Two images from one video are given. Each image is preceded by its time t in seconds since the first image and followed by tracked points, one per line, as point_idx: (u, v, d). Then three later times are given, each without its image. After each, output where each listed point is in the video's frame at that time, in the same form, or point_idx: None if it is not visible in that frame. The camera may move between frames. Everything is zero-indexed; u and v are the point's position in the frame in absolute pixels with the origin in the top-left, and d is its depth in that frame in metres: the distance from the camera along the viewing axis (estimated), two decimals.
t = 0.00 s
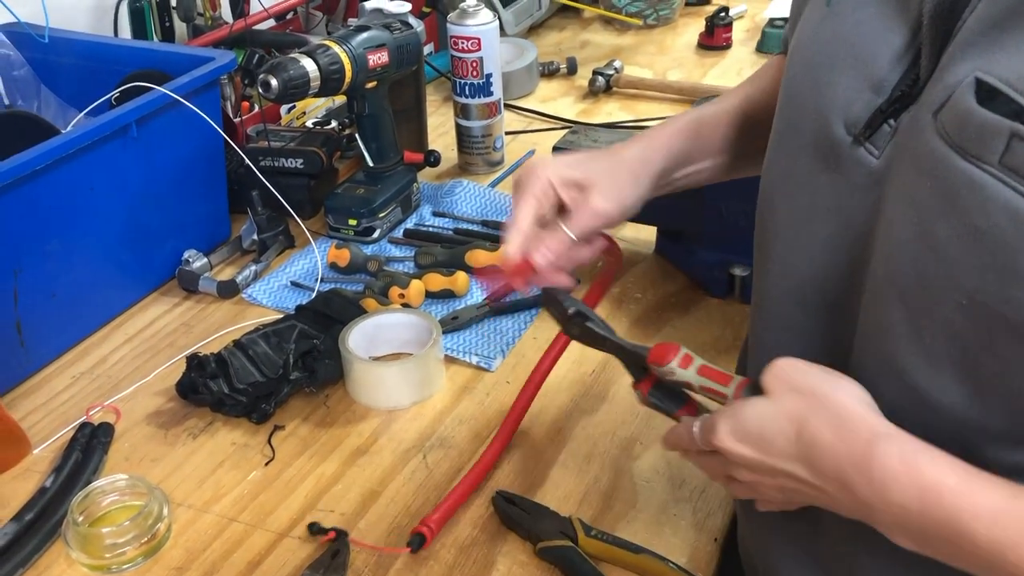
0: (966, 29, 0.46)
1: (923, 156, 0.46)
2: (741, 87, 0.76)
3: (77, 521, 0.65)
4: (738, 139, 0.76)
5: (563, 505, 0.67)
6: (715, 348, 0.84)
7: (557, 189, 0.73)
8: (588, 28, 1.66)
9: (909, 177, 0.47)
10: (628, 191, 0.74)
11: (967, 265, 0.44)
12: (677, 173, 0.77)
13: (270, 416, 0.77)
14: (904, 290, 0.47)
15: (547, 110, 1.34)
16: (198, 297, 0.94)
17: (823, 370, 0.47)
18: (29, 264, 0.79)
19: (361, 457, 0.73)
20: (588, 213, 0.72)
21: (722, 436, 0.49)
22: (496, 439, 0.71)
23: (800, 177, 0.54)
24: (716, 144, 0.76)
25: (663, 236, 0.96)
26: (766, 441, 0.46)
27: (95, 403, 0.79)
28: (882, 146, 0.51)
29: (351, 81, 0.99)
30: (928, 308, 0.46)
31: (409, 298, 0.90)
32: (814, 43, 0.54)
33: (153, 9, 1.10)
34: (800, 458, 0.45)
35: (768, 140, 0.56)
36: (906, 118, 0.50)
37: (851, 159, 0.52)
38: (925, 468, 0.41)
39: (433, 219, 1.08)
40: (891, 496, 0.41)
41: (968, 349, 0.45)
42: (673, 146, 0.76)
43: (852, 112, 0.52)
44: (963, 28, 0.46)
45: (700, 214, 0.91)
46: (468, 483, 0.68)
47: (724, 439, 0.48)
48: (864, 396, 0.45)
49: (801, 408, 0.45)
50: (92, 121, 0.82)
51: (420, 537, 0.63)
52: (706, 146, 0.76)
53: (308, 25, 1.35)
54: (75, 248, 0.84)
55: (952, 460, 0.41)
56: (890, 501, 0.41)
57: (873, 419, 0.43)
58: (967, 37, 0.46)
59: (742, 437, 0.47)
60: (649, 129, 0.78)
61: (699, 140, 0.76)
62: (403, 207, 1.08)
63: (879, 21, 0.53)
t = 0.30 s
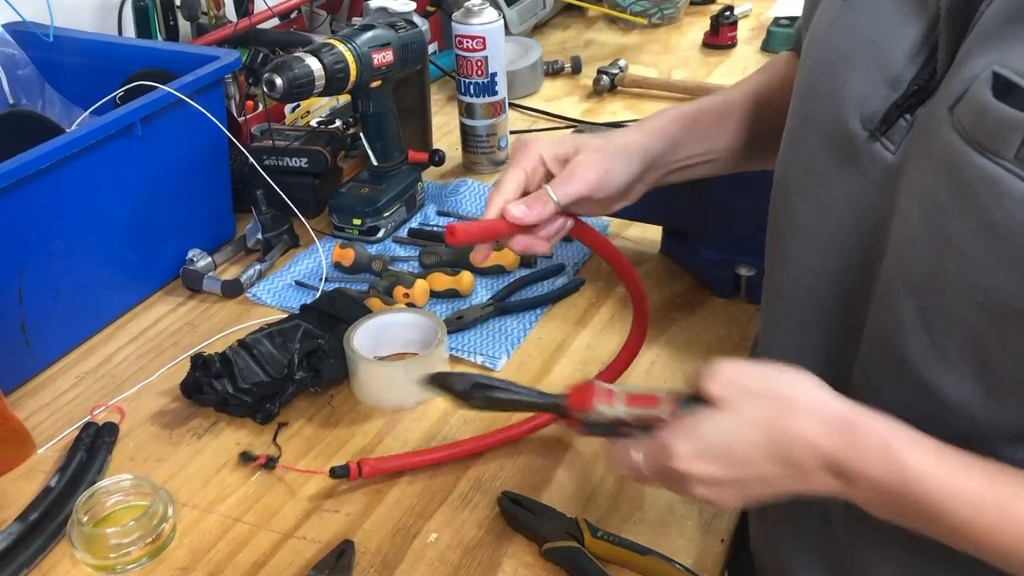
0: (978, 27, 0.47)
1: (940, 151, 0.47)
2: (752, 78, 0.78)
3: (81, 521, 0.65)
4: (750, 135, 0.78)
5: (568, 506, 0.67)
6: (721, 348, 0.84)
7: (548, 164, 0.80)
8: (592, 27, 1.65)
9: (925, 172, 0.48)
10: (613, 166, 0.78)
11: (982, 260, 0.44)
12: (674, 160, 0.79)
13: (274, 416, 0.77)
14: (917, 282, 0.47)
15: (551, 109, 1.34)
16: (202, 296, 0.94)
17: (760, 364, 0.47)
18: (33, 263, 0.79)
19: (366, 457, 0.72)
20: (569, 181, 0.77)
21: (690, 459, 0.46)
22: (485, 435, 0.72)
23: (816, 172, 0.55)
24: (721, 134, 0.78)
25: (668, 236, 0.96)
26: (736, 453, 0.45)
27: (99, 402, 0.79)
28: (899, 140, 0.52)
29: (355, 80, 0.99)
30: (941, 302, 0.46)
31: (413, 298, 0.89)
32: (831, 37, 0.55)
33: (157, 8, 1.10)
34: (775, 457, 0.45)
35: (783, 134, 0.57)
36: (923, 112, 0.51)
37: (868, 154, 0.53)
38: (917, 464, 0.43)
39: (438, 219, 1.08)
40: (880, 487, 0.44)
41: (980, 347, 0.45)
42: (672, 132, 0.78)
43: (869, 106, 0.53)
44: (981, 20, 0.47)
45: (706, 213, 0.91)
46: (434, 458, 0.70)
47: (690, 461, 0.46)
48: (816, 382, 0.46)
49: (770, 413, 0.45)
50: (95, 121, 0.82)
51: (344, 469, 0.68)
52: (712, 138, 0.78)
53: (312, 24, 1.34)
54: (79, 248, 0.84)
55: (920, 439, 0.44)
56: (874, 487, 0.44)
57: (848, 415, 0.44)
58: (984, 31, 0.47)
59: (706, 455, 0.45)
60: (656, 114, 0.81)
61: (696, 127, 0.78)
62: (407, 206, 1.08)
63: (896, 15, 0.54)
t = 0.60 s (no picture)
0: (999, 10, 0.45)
1: (939, 145, 0.46)
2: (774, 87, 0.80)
3: (85, 521, 0.65)
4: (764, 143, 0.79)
5: (573, 505, 0.67)
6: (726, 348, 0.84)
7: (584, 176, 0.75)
8: (595, 26, 1.65)
9: (926, 167, 0.47)
10: (652, 197, 0.75)
11: (978, 255, 0.44)
12: (704, 178, 0.79)
13: (278, 415, 0.77)
14: (916, 276, 0.48)
15: (555, 108, 1.34)
16: (205, 296, 0.94)
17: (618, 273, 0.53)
18: (36, 262, 0.79)
19: (371, 456, 0.72)
20: (610, 212, 0.73)
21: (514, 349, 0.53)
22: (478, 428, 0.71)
23: (829, 164, 0.57)
24: (744, 147, 0.78)
25: (672, 235, 0.96)
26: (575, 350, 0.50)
27: (102, 402, 0.79)
28: (911, 138, 0.54)
29: (359, 79, 0.99)
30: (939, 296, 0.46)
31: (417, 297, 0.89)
32: (846, 29, 0.55)
33: (160, 6, 1.10)
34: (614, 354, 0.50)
35: (799, 124, 0.58)
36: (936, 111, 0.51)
37: (881, 149, 0.54)
38: (735, 362, 0.48)
39: (441, 218, 1.08)
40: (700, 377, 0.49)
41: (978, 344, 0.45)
42: (707, 149, 0.77)
43: (884, 102, 0.54)
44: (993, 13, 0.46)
45: (710, 212, 0.90)
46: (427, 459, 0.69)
47: (523, 367, 0.50)
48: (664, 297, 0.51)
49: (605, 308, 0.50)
50: (98, 120, 0.81)
51: (351, 487, 0.67)
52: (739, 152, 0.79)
53: (315, 23, 1.34)
54: (82, 247, 0.83)
55: (756, 351, 0.48)
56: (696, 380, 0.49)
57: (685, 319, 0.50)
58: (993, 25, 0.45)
59: (548, 362, 0.50)
60: (684, 129, 0.79)
61: (730, 145, 0.78)
62: (411, 205, 1.07)
63: (911, 9, 0.54)
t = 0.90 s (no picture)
0: (983, 14, 0.46)
1: (931, 138, 0.46)
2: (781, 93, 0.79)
3: (88, 521, 0.65)
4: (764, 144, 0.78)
5: (576, 505, 0.67)
6: (730, 347, 0.84)
7: (585, 182, 0.75)
8: (597, 24, 1.65)
9: (918, 161, 0.48)
10: (658, 189, 0.76)
11: (964, 249, 0.44)
12: (706, 177, 0.79)
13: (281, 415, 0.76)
14: (908, 269, 0.48)
15: (557, 107, 1.34)
16: (207, 295, 0.93)
17: (579, 318, 0.53)
18: (37, 261, 0.79)
19: (373, 456, 0.72)
20: (613, 206, 0.75)
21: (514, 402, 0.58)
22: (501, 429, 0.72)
23: (824, 159, 0.57)
24: (744, 147, 0.78)
25: (675, 235, 0.96)
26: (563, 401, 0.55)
27: (104, 401, 0.78)
28: (906, 132, 0.54)
29: (361, 78, 0.98)
30: (929, 289, 0.46)
31: (419, 296, 0.89)
32: (844, 24, 0.55)
33: (162, 5, 1.10)
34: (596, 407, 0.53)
35: (797, 120, 0.58)
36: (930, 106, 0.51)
37: (875, 143, 0.54)
38: (693, 411, 0.48)
39: (443, 217, 1.08)
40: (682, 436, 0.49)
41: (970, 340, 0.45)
42: (706, 149, 0.78)
43: (880, 96, 0.54)
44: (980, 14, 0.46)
45: (713, 211, 0.90)
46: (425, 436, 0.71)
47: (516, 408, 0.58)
48: (617, 346, 0.51)
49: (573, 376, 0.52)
50: (102, 118, 0.81)
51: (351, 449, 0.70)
52: (741, 152, 0.78)
53: (316, 21, 1.34)
54: (84, 246, 0.83)
55: (720, 400, 0.48)
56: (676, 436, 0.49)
57: (644, 369, 0.50)
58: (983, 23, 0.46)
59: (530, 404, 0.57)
60: (683, 132, 0.80)
61: (730, 145, 0.78)
62: (412, 205, 1.07)
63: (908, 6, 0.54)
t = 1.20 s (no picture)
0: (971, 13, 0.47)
1: (923, 138, 0.46)
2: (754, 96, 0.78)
3: (91, 521, 0.65)
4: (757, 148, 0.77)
5: (580, 505, 0.67)
6: (732, 347, 0.83)
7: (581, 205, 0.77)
8: (599, 24, 1.65)
9: (912, 159, 0.48)
10: (636, 206, 0.76)
11: (959, 246, 0.44)
12: (670, 196, 0.79)
13: (284, 416, 0.76)
14: (905, 269, 0.48)
15: (559, 107, 1.34)
16: (209, 295, 0.93)
17: (577, 322, 0.53)
18: (40, 262, 0.79)
19: (376, 457, 0.72)
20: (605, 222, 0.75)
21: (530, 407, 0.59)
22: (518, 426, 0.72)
23: (818, 159, 0.57)
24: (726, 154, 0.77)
25: (678, 235, 0.96)
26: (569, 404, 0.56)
27: (107, 402, 0.78)
28: (899, 130, 0.54)
29: (363, 78, 0.98)
30: (928, 289, 0.46)
31: (422, 296, 0.89)
32: (835, 24, 0.55)
33: (164, 5, 1.10)
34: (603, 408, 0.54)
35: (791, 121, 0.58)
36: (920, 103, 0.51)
37: (869, 143, 0.55)
38: (692, 410, 0.49)
39: (445, 217, 1.07)
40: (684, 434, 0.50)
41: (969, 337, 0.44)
42: (673, 165, 0.78)
43: (872, 96, 0.54)
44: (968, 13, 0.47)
45: (716, 212, 0.90)
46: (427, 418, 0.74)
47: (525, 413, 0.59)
48: (615, 349, 0.52)
49: (575, 380, 0.53)
50: (105, 119, 0.81)
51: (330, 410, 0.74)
52: (708, 168, 0.78)
53: (318, 21, 1.34)
54: (87, 247, 0.83)
55: (712, 399, 0.49)
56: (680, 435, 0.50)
57: (641, 370, 0.51)
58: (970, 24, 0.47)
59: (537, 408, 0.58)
60: (652, 150, 0.80)
61: (692, 162, 0.78)
62: (415, 205, 1.07)
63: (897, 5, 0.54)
